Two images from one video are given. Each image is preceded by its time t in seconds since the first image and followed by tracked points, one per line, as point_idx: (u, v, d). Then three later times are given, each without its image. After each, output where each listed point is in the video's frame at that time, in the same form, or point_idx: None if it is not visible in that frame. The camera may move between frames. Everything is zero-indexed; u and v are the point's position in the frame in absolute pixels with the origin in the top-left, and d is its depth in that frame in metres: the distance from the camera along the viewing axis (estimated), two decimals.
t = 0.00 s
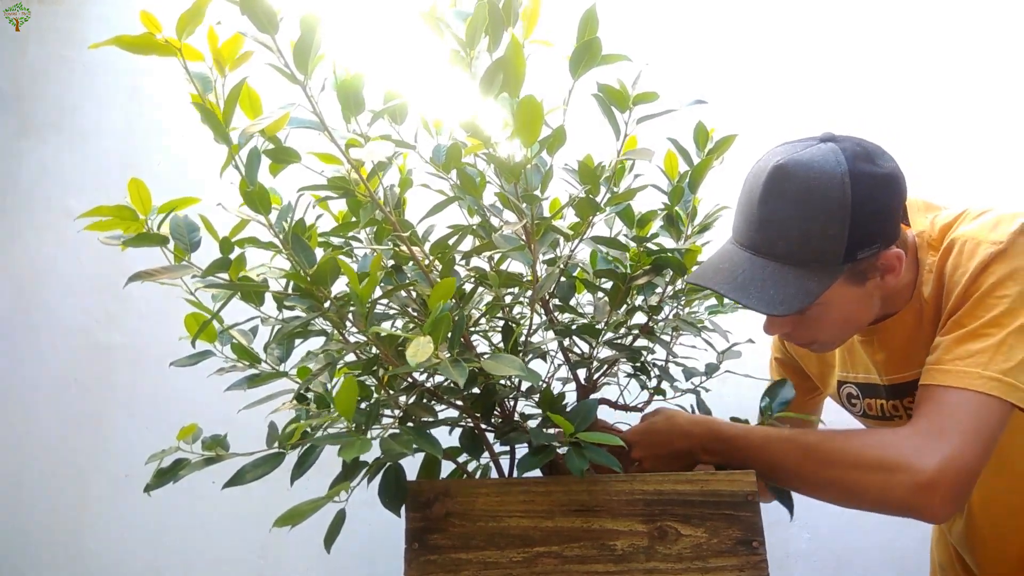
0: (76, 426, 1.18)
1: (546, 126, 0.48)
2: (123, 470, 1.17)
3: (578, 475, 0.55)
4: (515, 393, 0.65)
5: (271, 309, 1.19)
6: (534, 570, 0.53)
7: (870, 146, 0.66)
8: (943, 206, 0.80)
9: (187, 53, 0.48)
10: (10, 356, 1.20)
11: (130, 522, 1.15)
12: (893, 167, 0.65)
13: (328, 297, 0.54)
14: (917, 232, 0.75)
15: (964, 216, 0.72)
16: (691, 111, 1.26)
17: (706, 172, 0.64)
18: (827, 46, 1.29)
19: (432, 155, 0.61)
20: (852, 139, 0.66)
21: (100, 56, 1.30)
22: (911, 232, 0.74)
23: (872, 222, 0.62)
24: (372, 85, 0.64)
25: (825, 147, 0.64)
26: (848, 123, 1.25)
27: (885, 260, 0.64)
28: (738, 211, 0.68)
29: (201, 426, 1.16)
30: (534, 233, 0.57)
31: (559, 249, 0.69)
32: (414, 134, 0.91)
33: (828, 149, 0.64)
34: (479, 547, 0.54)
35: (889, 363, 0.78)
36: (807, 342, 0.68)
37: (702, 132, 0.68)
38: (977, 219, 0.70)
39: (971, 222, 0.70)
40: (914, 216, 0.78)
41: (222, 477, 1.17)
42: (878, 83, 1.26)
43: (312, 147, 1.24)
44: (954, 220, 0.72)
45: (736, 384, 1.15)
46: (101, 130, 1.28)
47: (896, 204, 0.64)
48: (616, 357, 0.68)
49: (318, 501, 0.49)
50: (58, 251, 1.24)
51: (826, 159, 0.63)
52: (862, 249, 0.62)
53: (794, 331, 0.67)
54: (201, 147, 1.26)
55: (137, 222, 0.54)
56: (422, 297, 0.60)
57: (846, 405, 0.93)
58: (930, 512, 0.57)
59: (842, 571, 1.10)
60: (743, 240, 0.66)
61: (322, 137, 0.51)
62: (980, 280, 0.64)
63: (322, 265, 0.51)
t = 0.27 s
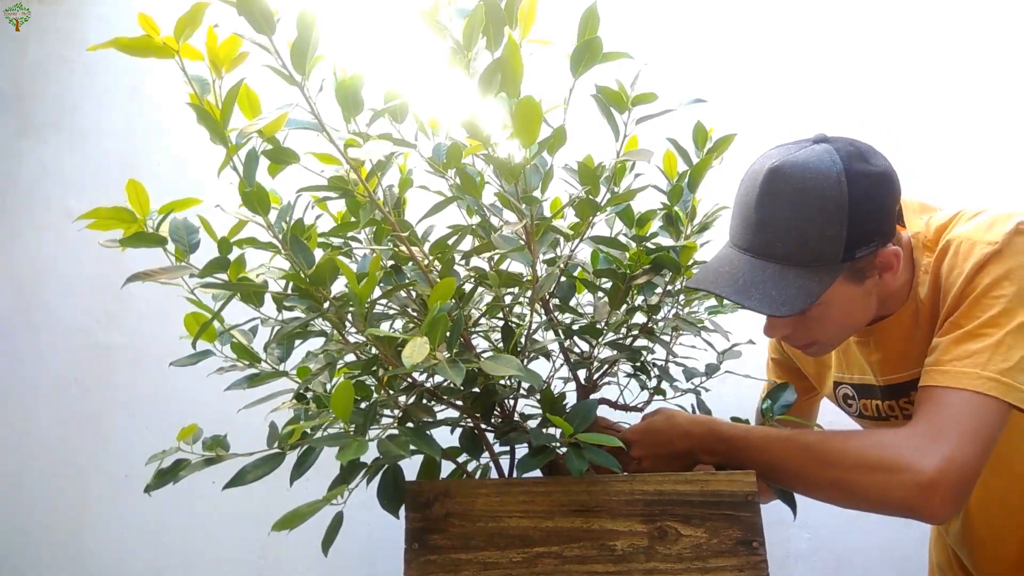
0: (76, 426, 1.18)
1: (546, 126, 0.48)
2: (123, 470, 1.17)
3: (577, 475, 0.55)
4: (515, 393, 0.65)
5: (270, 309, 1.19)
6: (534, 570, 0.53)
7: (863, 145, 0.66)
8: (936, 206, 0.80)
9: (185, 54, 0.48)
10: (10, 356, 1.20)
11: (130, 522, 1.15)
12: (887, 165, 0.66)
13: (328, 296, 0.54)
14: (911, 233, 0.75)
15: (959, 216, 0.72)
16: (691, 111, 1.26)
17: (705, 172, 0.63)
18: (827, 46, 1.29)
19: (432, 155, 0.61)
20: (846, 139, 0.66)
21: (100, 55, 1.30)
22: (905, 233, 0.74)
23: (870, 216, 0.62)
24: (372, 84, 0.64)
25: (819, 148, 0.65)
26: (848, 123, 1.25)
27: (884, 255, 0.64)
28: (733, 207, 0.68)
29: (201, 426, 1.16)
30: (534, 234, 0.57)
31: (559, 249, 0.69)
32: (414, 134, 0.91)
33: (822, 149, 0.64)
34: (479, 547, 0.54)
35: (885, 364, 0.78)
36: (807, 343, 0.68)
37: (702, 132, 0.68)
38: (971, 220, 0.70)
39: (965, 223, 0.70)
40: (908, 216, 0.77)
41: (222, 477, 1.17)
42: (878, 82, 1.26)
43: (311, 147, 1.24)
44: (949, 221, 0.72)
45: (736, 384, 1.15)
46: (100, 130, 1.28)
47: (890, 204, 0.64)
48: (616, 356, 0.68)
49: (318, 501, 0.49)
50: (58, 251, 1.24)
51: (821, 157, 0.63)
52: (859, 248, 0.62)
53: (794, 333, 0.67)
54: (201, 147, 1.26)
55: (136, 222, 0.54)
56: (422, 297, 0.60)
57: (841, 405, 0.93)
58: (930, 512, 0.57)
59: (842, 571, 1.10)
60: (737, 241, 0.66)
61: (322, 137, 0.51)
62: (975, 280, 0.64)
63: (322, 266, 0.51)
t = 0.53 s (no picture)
0: (76, 425, 1.18)
1: (548, 127, 0.48)
2: (122, 470, 1.17)
3: (577, 475, 0.55)
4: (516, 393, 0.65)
5: (271, 309, 1.19)
6: (534, 570, 0.53)
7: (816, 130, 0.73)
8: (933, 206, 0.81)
9: (188, 51, 0.48)
10: (10, 356, 1.20)
11: (130, 522, 1.15)
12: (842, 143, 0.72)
13: (328, 297, 0.54)
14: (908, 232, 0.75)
15: (956, 216, 0.72)
16: (689, 111, 1.26)
17: (704, 172, 0.63)
18: (826, 46, 1.29)
19: (432, 155, 0.61)
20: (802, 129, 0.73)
21: (100, 55, 1.30)
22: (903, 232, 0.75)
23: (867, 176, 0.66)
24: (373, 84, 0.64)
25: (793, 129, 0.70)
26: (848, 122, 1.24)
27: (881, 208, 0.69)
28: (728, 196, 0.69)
29: (200, 426, 1.16)
30: (534, 234, 0.57)
31: (560, 249, 0.69)
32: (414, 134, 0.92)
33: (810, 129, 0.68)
34: (479, 547, 0.54)
35: (886, 363, 0.79)
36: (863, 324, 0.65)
37: (702, 132, 0.68)
38: (969, 220, 0.70)
39: (962, 223, 0.70)
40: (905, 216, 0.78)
41: (222, 477, 1.17)
42: (879, 82, 1.26)
43: (312, 147, 1.24)
44: (946, 221, 0.73)
45: (736, 385, 1.15)
46: (100, 130, 1.28)
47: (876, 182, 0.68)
48: (617, 357, 0.68)
49: (318, 501, 0.49)
50: (59, 251, 1.24)
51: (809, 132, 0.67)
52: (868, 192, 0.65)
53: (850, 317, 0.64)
54: (201, 147, 1.26)
55: (138, 221, 0.54)
56: (422, 297, 0.60)
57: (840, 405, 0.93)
58: (931, 511, 0.57)
59: (842, 572, 1.10)
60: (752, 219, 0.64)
61: (323, 137, 0.51)
62: (972, 280, 0.64)
63: (322, 267, 0.51)
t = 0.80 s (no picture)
0: (77, 425, 1.18)
1: (547, 126, 0.48)
2: (123, 470, 1.17)
3: (577, 475, 0.55)
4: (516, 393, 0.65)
5: (271, 310, 1.20)
6: (534, 570, 0.53)
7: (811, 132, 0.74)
8: (933, 206, 0.81)
9: (184, 55, 0.48)
10: (11, 356, 1.20)
11: (130, 522, 1.15)
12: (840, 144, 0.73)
13: (328, 297, 0.54)
14: (907, 233, 0.75)
15: (955, 216, 0.73)
16: (689, 111, 1.26)
17: (708, 172, 0.63)
18: (826, 46, 1.29)
19: (432, 155, 0.61)
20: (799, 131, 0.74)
21: (100, 55, 1.31)
22: (903, 232, 0.75)
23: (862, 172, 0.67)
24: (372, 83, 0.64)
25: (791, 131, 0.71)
26: (848, 122, 1.24)
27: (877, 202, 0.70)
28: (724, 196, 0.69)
29: (201, 426, 1.16)
30: (534, 234, 0.57)
31: (561, 250, 0.69)
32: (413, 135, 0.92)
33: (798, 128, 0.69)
34: (479, 547, 0.54)
35: (885, 363, 0.79)
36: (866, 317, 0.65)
37: (703, 131, 0.67)
38: (968, 220, 0.70)
39: (961, 222, 0.71)
40: (904, 216, 0.78)
41: (223, 477, 1.18)
42: (879, 82, 1.26)
43: (311, 147, 1.24)
44: (944, 221, 0.73)
45: (736, 385, 1.15)
46: (100, 130, 1.28)
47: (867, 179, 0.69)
48: (617, 357, 0.68)
49: (318, 500, 0.49)
50: (59, 251, 1.24)
51: (800, 131, 0.67)
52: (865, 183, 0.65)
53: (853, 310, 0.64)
54: (201, 147, 1.26)
55: (137, 222, 0.54)
56: (422, 298, 0.60)
57: (839, 405, 0.93)
58: (933, 510, 0.57)
59: (843, 572, 1.10)
60: (752, 216, 0.64)
61: (322, 138, 0.51)
62: (972, 279, 0.64)
63: (322, 267, 0.51)
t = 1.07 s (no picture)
0: (76, 425, 1.18)
1: (548, 126, 0.48)
2: (123, 470, 1.17)
3: (576, 475, 0.55)
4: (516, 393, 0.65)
5: (270, 310, 1.20)
6: (533, 570, 0.53)
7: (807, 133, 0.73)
8: (929, 207, 0.81)
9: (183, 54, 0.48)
10: (10, 356, 1.21)
11: (129, 522, 1.15)
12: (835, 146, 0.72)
13: (328, 297, 0.54)
14: (904, 233, 0.75)
15: (952, 216, 0.73)
16: (689, 111, 1.26)
17: (708, 172, 0.63)
18: (825, 46, 1.29)
19: (431, 156, 0.61)
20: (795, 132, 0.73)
21: (99, 55, 1.31)
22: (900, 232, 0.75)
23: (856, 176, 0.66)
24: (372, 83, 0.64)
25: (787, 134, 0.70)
26: (849, 122, 1.24)
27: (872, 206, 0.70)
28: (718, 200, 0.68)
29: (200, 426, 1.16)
30: (534, 234, 0.57)
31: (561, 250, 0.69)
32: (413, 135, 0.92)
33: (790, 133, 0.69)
34: (479, 547, 0.54)
35: (881, 364, 0.79)
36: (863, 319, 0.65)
37: (702, 131, 0.67)
38: (964, 220, 0.70)
39: (957, 222, 0.71)
40: (901, 216, 0.79)
41: (222, 477, 1.18)
42: (879, 82, 1.26)
43: (311, 148, 1.24)
44: (941, 221, 0.73)
45: (736, 385, 1.15)
46: (100, 130, 1.28)
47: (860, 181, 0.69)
48: (617, 357, 0.68)
49: (318, 501, 0.49)
50: (59, 251, 1.24)
51: (792, 135, 0.67)
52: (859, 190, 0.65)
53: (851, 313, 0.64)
54: (201, 147, 1.26)
55: (137, 223, 0.54)
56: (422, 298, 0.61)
57: (835, 405, 0.93)
58: (931, 510, 0.57)
59: (842, 572, 1.10)
60: (746, 223, 0.64)
61: (320, 139, 0.50)
62: (969, 279, 0.64)
63: (321, 268, 0.51)
